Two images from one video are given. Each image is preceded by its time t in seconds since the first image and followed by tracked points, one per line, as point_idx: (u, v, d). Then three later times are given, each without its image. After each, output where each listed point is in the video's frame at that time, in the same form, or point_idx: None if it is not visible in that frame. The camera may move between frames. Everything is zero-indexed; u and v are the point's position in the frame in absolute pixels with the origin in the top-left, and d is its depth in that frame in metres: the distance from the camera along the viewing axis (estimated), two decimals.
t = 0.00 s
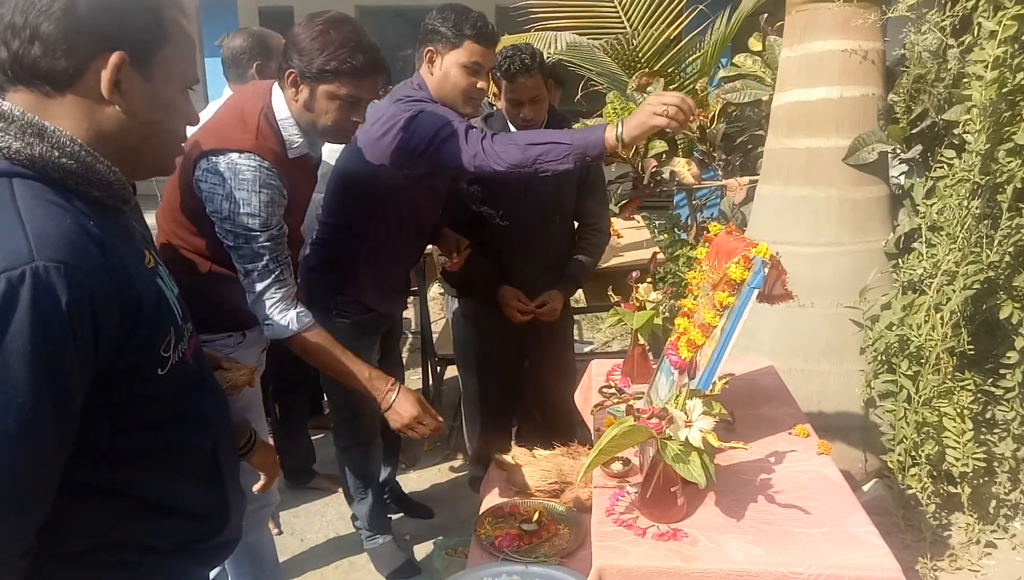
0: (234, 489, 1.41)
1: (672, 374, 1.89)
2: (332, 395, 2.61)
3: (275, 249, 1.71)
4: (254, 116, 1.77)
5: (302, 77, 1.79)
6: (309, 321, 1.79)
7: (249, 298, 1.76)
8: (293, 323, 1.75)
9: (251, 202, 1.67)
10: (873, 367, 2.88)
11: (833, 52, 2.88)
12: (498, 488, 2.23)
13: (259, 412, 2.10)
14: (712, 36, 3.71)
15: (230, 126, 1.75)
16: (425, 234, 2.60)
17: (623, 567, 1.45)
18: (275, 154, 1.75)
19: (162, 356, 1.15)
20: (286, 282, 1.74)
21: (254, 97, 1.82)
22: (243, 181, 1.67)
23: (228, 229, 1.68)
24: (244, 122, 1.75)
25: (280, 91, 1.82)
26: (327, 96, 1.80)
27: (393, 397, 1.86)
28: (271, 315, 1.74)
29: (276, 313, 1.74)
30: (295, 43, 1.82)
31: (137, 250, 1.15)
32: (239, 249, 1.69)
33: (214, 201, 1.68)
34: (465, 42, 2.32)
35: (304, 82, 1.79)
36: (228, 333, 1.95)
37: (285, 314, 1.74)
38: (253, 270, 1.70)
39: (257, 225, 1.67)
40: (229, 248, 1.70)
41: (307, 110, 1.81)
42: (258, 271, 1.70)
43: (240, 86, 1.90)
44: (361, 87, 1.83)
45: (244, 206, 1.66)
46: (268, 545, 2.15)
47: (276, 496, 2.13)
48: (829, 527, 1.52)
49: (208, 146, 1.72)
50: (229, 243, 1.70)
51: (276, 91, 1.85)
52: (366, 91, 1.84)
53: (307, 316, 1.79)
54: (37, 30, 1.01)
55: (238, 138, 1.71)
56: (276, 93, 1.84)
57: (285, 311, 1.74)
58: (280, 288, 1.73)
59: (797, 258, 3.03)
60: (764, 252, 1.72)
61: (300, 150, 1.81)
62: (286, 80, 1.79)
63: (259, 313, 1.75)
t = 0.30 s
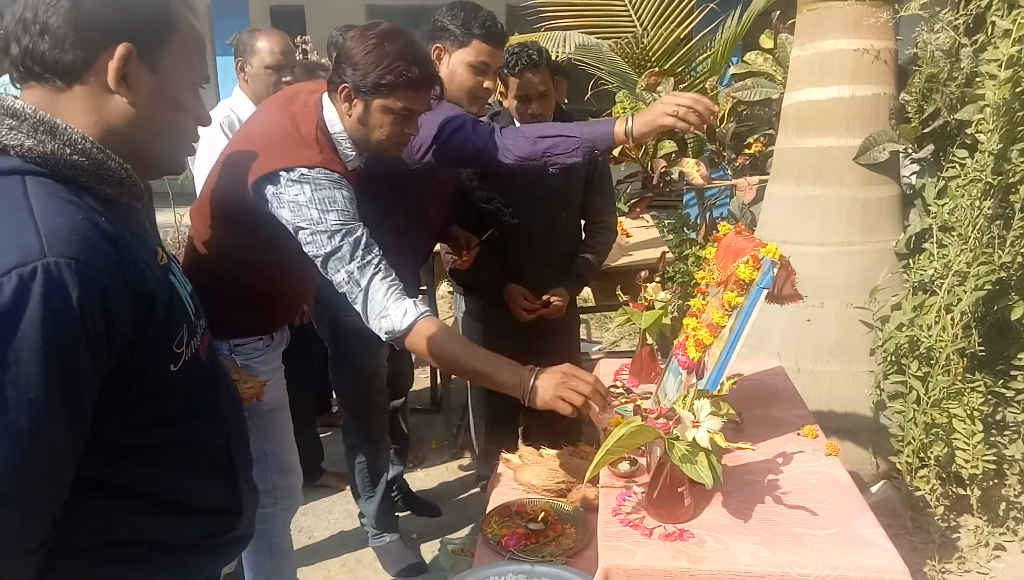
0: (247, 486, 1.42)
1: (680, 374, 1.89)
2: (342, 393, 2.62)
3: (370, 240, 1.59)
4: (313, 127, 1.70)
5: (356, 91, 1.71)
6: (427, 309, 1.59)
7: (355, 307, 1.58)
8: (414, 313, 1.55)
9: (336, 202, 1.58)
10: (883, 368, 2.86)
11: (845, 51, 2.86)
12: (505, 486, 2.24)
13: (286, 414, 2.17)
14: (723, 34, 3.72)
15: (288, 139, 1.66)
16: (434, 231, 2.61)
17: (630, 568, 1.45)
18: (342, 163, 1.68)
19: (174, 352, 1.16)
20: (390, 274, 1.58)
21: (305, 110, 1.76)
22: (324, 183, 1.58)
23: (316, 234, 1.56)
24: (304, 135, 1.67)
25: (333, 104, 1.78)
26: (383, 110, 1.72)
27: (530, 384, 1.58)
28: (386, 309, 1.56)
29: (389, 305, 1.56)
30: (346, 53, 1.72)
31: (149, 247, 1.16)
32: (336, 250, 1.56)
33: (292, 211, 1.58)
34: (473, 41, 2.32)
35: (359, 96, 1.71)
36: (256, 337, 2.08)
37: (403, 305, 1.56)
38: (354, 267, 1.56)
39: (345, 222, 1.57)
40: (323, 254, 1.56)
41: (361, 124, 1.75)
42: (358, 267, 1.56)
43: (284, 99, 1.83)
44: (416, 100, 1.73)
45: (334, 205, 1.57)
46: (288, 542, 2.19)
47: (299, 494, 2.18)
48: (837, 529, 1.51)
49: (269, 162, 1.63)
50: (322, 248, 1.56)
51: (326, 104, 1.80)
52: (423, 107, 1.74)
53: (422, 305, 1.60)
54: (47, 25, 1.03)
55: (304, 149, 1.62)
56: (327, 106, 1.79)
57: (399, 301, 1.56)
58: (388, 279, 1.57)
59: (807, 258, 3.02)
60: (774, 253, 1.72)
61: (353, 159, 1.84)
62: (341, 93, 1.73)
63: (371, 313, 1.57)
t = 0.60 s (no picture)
0: (245, 482, 1.41)
1: (677, 369, 1.89)
2: (340, 389, 2.62)
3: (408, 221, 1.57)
4: (338, 124, 1.70)
5: (380, 90, 1.70)
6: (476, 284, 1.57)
7: (400, 289, 1.54)
8: (468, 283, 1.53)
9: (372, 187, 1.57)
10: (880, 364, 2.86)
11: (843, 47, 2.86)
12: (503, 482, 2.23)
13: (290, 411, 2.19)
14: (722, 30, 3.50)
15: (316, 136, 1.65)
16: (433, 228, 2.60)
17: (626, 563, 1.45)
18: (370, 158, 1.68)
19: (170, 346, 1.15)
20: (434, 250, 1.57)
21: (327, 109, 1.74)
22: (360, 173, 1.58)
23: (356, 219, 1.54)
24: (330, 134, 1.66)
25: (355, 103, 1.77)
26: (408, 108, 1.72)
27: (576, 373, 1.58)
28: (440, 280, 1.51)
29: (443, 273, 1.52)
30: (367, 52, 1.72)
31: (145, 240, 1.15)
32: (378, 232, 1.53)
33: (330, 202, 1.56)
34: (466, 34, 2.32)
35: (383, 96, 1.71)
36: (264, 334, 2.09)
37: (453, 276, 1.53)
38: (397, 246, 1.53)
39: (384, 205, 1.56)
40: (364, 237, 1.54)
41: (385, 123, 1.75)
42: (402, 245, 1.54)
43: (302, 97, 1.80)
44: (441, 96, 1.73)
45: (370, 190, 1.56)
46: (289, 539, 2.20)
47: (300, 492, 2.20)
48: (834, 524, 1.52)
49: (299, 160, 1.61)
50: (363, 231, 1.54)
51: (348, 103, 1.79)
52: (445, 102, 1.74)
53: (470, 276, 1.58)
54: (43, 18, 1.02)
55: (332, 145, 1.62)
56: (349, 105, 1.78)
57: (451, 271, 1.53)
58: (433, 255, 1.55)
59: (804, 254, 3.02)
60: (771, 248, 1.71)
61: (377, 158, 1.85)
62: (364, 93, 1.72)
63: (420, 290, 1.52)
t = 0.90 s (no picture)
0: (248, 478, 1.42)
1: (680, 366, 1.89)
2: (348, 385, 2.63)
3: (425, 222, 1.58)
4: (354, 125, 1.70)
5: (396, 91, 1.71)
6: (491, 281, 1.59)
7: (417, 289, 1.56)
8: (486, 283, 1.55)
9: (389, 187, 1.58)
10: (884, 362, 2.85)
11: (848, 44, 2.85)
12: (506, 479, 2.24)
13: (300, 408, 2.19)
14: (725, 28, 3.74)
15: (333, 137, 1.66)
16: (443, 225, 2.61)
17: (629, 560, 1.45)
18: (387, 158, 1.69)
19: (173, 341, 1.16)
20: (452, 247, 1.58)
21: (343, 110, 1.75)
22: (377, 173, 1.58)
23: (374, 219, 1.55)
24: (347, 136, 1.67)
25: (371, 104, 1.77)
26: (424, 108, 1.73)
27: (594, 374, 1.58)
28: (455, 282, 1.53)
29: (459, 273, 1.54)
30: (382, 53, 1.73)
31: (148, 236, 1.16)
32: (397, 231, 1.54)
33: (347, 202, 1.57)
34: (452, 19, 2.57)
35: (399, 97, 1.71)
36: (275, 332, 2.10)
37: (470, 275, 1.55)
38: (415, 246, 1.54)
39: (402, 205, 1.57)
40: (383, 237, 1.55)
41: (401, 124, 1.75)
42: (421, 245, 1.55)
43: (318, 97, 1.80)
44: (457, 95, 1.73)
45: (388, 190, 1.57)
46: (295, 535, 2.21)
47: (309, 488, 2.20)
48: (838, 521, 1.52)
49: (316, 161, 1.62)
50: (381, 232, 1.55)
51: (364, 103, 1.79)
52: (461, 102, 1.74)
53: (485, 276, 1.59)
54: (48, 15, 1.03)
55: (350, 148, 1.63)
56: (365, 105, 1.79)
57: (467, 272, 1.55)
58: (450, 255, 1.56)
59: (809, 251, 3.01)
60: (775, 246, 1.72)
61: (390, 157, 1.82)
62: (379, 95, 1.72)
63: (437, 289, 1.54)
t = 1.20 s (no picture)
0: (251, 472, 1.43)
1: (685, 361, 1.89)
2: (354, 378, 2.64)
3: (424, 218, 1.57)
4: (361, 118, 1.70)
5: (406, 84, 1.71)
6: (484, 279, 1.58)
7: (409, 285, 1.56)
8: (474, 282, 1.54)
9: (391, 182, 1.57)
10: (890, 357, 2.84)
11: (854, 38, 2.83)
12: (511, 473, 2.24)
13: (308, 402, 2.20)
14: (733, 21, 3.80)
15: (338, 130, 1.66)
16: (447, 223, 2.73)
17: (632, 554, 1.45)
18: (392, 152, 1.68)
19: (177, 336, 1.17)
20: (446, 246, 1.58)
21: (352, 104, 1.74)
22: (379, 167, 1.58)
23: (373, 214, 1.55)
24: (353, 128, 1.67)
25: (382, 98, 1.78)
26: (433, 101, 1.73)
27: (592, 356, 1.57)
28: (447, 280, 1.53)
29: (448, 274, 1.53)
30: (392, 46, 1.73)
31: (152, 231, 1.16)
32: (393, 227, 1.54)
33: (349, 195, 1.57)
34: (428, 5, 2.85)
35: (408, 89, 1.71)
36: (283, 326, 2.11)
37: (460, 274, 1.54)
38: (411, 242, 1.54)
39: (402, 201, 1.56)
40: (380, 231, 1.55)
41: (410, 117, 1.75)
42: (416, 242, 1.54)
43: (328, 91, 1.80)
44: (466, 89, 1.74)
45: (390, 184, 1.57)
46: (302, 530, 2.22)
47: (315, 482, 2.21)
48: (843, 517, 1.51)
49: (321, 152, 1.62)
50: (379, 226, 1.55)
51: (375, 97, 1.79)
52: (471, 96, 1.75)
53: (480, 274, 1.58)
54: (54, 10, 1.03)
55: (355, 140, 1.62)
56: (376, 99, 1.79)
57: (459, 271, 1.55)
58: (445, 254, 1.56)
59: (815, 246, 3.00)
60: (780, 240, 1.71)
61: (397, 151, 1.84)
62: (389, 86, 1.73)
63: (429, 286, 1.54)
